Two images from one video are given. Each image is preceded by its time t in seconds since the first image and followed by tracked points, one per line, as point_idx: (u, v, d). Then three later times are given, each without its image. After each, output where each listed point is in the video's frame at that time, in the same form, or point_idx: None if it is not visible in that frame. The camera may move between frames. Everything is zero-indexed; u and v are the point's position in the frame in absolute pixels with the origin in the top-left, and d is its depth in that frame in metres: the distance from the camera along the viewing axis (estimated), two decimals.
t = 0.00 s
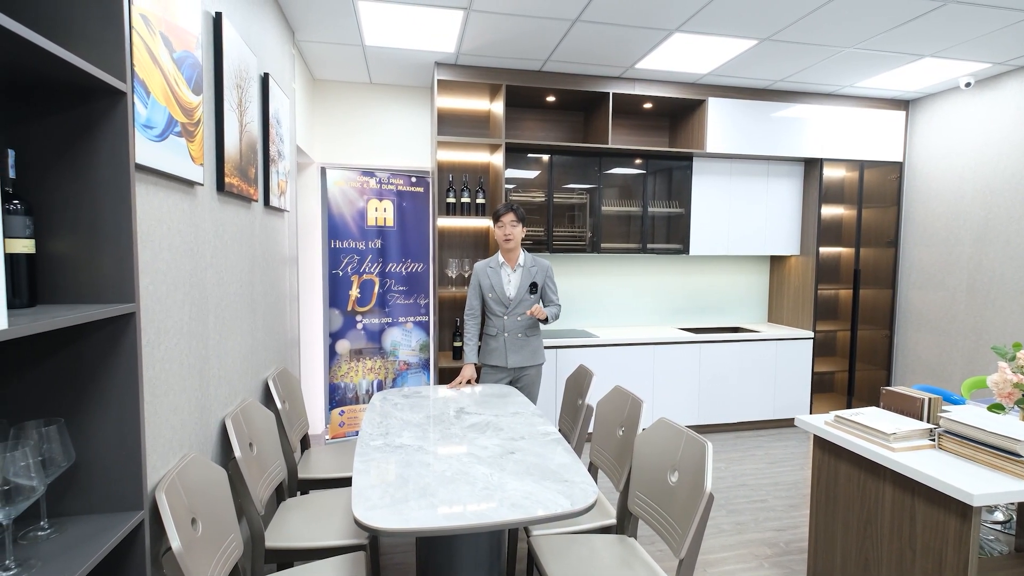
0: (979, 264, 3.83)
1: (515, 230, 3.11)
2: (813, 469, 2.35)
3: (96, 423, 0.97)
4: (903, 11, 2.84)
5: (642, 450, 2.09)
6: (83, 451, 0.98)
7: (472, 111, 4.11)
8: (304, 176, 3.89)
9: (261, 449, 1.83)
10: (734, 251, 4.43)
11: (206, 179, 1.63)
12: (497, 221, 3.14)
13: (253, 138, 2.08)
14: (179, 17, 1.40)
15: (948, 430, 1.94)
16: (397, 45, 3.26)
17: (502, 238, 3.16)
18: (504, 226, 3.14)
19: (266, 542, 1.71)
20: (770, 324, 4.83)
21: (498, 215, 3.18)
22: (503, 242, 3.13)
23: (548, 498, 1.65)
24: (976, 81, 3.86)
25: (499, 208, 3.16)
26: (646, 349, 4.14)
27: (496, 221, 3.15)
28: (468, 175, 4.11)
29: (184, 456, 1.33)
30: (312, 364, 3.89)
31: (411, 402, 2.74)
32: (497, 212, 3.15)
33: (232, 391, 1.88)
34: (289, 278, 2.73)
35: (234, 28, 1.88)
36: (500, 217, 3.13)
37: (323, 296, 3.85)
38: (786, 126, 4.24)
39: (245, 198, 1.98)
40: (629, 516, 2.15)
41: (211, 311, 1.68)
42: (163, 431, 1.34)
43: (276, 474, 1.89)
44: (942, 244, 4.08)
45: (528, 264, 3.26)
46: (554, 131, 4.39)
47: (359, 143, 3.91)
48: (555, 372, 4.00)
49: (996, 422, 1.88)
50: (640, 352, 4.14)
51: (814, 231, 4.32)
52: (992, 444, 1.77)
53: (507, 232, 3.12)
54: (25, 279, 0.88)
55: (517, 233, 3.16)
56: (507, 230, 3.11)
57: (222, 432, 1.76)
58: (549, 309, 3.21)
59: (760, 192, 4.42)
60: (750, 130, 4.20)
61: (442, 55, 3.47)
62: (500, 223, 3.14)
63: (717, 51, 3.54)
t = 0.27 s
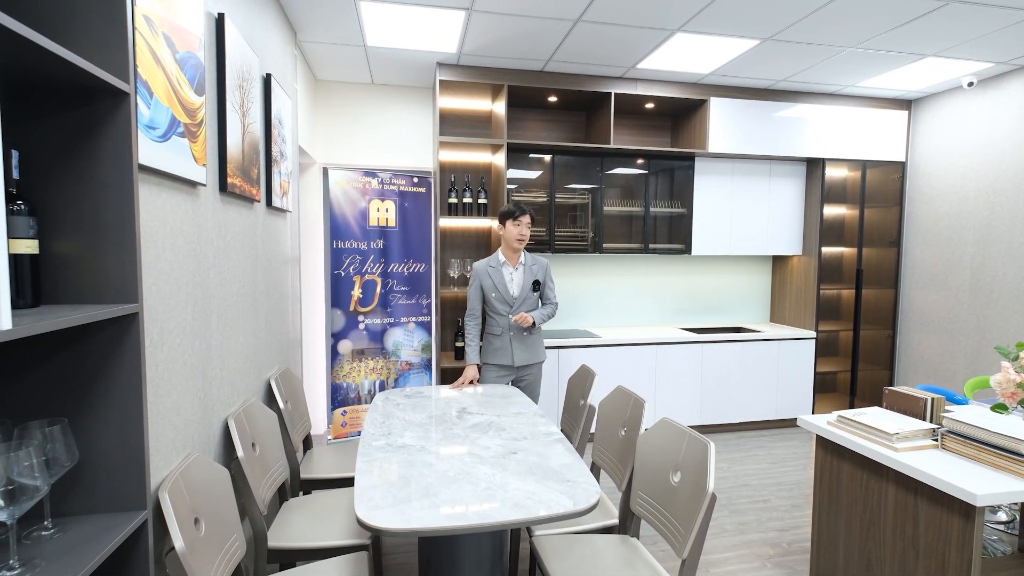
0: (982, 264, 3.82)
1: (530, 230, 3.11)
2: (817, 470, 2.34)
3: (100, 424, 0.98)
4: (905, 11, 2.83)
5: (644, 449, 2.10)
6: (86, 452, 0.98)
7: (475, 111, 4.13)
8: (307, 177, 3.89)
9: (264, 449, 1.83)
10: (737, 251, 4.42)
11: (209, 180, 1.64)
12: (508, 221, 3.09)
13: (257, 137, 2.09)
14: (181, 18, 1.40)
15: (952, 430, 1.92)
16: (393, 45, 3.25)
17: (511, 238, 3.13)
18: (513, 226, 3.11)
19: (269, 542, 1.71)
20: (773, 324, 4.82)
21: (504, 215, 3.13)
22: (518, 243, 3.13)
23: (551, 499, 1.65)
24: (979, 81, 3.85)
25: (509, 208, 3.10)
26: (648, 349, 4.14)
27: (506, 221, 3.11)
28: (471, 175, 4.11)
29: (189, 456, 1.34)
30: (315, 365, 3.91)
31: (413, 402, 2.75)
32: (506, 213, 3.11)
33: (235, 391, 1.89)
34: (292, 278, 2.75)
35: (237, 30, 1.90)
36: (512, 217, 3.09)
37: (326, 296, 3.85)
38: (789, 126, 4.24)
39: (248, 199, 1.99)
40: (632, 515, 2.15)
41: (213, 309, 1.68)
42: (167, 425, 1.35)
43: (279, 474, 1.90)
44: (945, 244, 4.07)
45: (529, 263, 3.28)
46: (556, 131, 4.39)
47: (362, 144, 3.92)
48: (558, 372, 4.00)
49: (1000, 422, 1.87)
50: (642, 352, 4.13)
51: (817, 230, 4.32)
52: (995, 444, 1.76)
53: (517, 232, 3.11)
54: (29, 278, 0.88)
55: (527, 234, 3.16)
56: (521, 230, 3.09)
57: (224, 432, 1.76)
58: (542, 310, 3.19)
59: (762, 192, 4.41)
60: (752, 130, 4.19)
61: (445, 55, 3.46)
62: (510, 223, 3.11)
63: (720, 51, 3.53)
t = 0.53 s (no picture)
0: (984, 264, 3.81)
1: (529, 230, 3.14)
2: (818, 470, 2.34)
3: (101, 425, 0.98)
4: (906, 11, 2.83)
5: (645, 449, 2.10)
6: (88, 452, 0.98)
7: (477, 111, 4.13)
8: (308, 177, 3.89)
9: (266, 449, 1.84)
10: (738, 251, 4.42)
11: (210, 180, 1.64)
12: (510, 222, 3.09)
13: (258, 138, 2.09)
14: (184, 20, 1.41)
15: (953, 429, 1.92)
16: (393, 46, 3.25)
17: (511, 237, 3.14)
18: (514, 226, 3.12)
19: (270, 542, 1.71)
20: (774, 324, 4.81)
21: (503, 214, 3.11)
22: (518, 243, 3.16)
23: (552, 499, 1.65)
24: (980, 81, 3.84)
25: (511, 208, 3.09)
26: (649, 349, 4.14)
27: (507, 221, 3.09)
28: (472, 175, 4.11)
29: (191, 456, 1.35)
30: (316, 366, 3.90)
31: (414, 402, 2.75)
32: (508, 214, 3.09)
33: (237, 391, 1.89)
34: (293, 278, 2.75)
35: (239, 30, 1.90)
36: (514, 218, 3.09)
37: (327, 296, 3.86)
38: (790, 125, 4.23)
39: (250, 199, 1.99)
40: (633, 515, 2.15)
41: (214, 309, 1.67)
42: (168, 425, 1.35)
43: (280, 474, 1.91)
44: (946, 244, 4.07)
45: (523, 261, 3.31)
46: (557, 131, 4.40)
47: (363, 145, 3.92)
48: (558, 371, 4.00)
49: (1002, 422, 1.86)
50: (643, 352, 4.13)
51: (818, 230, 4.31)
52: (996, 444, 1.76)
53: (517, 232, 3.12)
54: (31, 279, 0.88)
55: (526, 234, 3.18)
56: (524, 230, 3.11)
57: (225, 432, 1.76)
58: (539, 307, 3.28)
59: (763, 191, 4.41)
60: (753, 130, 4.19)
61: (446, 55, 3.47)
62: (511, 224, 3.10)
63: (721, 51, 3.53)
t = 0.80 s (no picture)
0: (985, 263, 3.80)
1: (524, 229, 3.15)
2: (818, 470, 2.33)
3: (100, 425, 0.98)
4: (907, 11, 2.83)
5: (645, 449, 2.10)
6: (88, 452, 0.98)
7: (478, 112, 4.13)
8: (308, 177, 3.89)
9: (266, 449, 1.84)
10: (738, 251, 4.42)
11: (211, 180, 1.64)
12: (507, 221, 3.08)
13: (258, 138, 2.09)
14: (185, 21, 1.42)
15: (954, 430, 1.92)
16: (394, 46, 3.25)
17: (508, 237, 3.13)
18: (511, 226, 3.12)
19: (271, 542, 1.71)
20: (775, 324, 4.81)
21: (500, 214, 3.10)
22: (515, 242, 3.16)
23: (553, 499, 1.65)
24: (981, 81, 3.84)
25: (507, 208, 3.09)
26: (650, 349, 4.13)
27: (504, 221, 3.09)
28: (472, 175, 4.11)
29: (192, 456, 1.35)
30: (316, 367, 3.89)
31: (415, 402, 2.75)
32: (504, 213, 3.08)
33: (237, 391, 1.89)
34: (293, 279, 2.75)
35: (239, 30, 1.90)
36: (511, 218, 3.09)
37: (327, 296, 3.85)
38: (791, 125, 4.23)
39: (250, 199, 1.99)
40: (633, 515, 2.15)
41: (215, 309, 1.68)
42: (168, 425, 1.35)
43: (281, 475, 1.90)
44: (947, 244, 4.06)
45: (519, 261, 3.32)
46: (558, 131, 4.40)
47: (364, 145, 3.92)
48: (559, 371, 4.00)
49: (1002, 422, 1.86)
50: (643, 352, 4.13)
51: (819, 230, 4.31)
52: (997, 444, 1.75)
53: (514, 232, 3.12)
54: (32, 279, 0.89)
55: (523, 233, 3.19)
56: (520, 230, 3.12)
57: (226, 432, 1.76)
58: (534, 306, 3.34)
59: (764, 191, 4.40)
60: (754, 130, 4.19)
61: (447, 55, 3.47)
62: (508, 223, 3.10)
63: (722, 51, 3.53)
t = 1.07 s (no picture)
0: (984, 263, 3.80)
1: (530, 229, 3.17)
2: (817, 469, 2.34)
3: (98, 425, 0.98)
4: (906, 11, 2.83)
5: (645, 450, 2.10)
6: (86, 453, 0.99)
7: (478, 112, 4.14)
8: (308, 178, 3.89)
9: (265, 449, 1.84)
10: (738, 252, 4.42)
11: (210, 180, 1.64)
12: (514, 221, 3.09)
13: (258, 139, 2.09)
14: (184, 21, 1.43)
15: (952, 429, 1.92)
16: (394, 46, 3.26)
17: (515, 237, 3.14)
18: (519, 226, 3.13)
19: (269, 542, 1.71)
20: (775, 324, 4.81)
21: (509, 214, 3.11)
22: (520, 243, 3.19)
23: (552, 499, 1.66)
24: (979, 81, 3.84)
25: (515, 208, 3.10)
26: (649, 349, 4.14)
27: (512, 221, 3.10)
28: (472, 175, 4.12)
29: (190, 456, 1.35)
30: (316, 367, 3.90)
31: (414, 402, 2.76)
32: (512, 213, 3.09)
33: (236, 391, 1.90)
34: (293, 279, 2.76)
35: (238, 30, 1.90)
36: (519, 218, 3.10)
37: (327, 296, 3.86)
38: (790, 125, 4.23)
39: (250, 199, 1.99)
40: (632, 515, 2.15)
41: (214, 310, 1.68)
42: (167, 425, 1.35)
43: (280, 474, 1.91)
44: (946, 244, 4.06)
45: (524, 260, 3.33)
46: (558, 131, 4.40)
47: (364, 145, 3.92)
48: (558, 371, 4.00)
49: (1000, 421, 1.87)
50: (643, 352, 4.13)
51: (818, 230, 4.31)
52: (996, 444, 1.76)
53: (521, 232, 3.13)
54: (30, 279, 0.89)
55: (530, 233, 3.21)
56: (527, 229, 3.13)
57: (225, 432, 1.76)
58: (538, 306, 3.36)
59: (763, 191, 4.41)
60: (753, 130, 4.19)
61: (447, 56, 3.48)
62: (515, 223, 3.11)
63: (721, 51, 3.53)
